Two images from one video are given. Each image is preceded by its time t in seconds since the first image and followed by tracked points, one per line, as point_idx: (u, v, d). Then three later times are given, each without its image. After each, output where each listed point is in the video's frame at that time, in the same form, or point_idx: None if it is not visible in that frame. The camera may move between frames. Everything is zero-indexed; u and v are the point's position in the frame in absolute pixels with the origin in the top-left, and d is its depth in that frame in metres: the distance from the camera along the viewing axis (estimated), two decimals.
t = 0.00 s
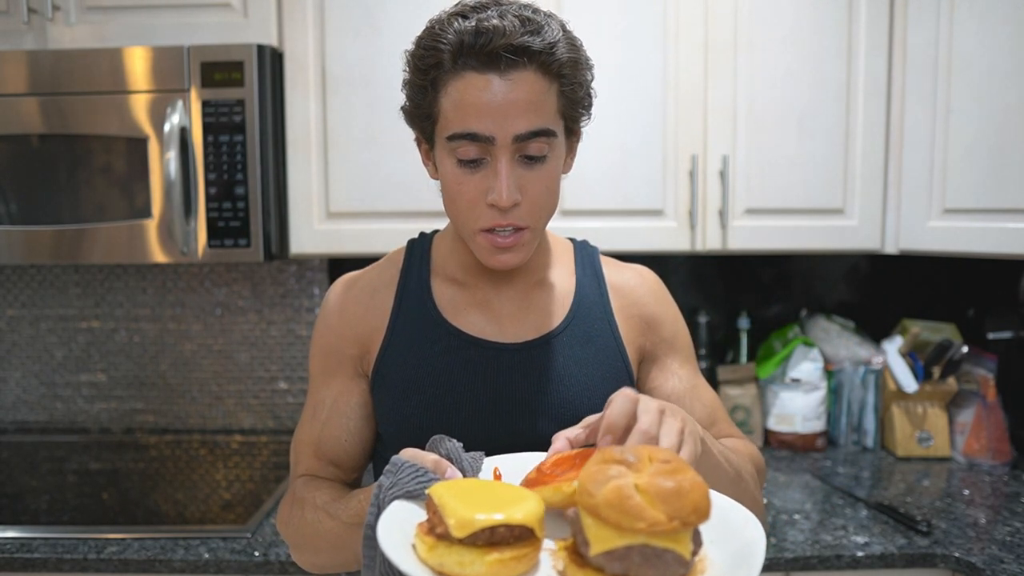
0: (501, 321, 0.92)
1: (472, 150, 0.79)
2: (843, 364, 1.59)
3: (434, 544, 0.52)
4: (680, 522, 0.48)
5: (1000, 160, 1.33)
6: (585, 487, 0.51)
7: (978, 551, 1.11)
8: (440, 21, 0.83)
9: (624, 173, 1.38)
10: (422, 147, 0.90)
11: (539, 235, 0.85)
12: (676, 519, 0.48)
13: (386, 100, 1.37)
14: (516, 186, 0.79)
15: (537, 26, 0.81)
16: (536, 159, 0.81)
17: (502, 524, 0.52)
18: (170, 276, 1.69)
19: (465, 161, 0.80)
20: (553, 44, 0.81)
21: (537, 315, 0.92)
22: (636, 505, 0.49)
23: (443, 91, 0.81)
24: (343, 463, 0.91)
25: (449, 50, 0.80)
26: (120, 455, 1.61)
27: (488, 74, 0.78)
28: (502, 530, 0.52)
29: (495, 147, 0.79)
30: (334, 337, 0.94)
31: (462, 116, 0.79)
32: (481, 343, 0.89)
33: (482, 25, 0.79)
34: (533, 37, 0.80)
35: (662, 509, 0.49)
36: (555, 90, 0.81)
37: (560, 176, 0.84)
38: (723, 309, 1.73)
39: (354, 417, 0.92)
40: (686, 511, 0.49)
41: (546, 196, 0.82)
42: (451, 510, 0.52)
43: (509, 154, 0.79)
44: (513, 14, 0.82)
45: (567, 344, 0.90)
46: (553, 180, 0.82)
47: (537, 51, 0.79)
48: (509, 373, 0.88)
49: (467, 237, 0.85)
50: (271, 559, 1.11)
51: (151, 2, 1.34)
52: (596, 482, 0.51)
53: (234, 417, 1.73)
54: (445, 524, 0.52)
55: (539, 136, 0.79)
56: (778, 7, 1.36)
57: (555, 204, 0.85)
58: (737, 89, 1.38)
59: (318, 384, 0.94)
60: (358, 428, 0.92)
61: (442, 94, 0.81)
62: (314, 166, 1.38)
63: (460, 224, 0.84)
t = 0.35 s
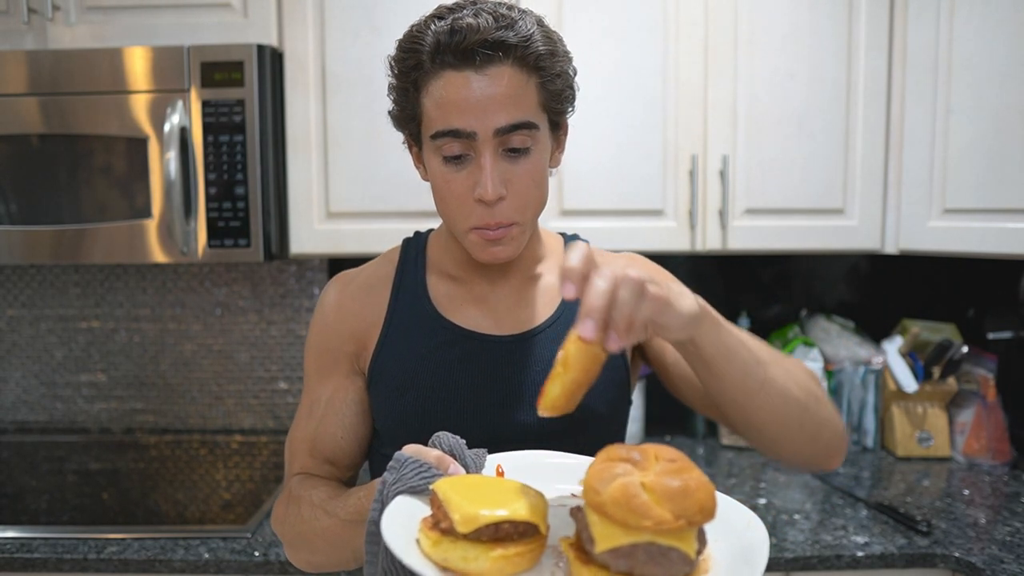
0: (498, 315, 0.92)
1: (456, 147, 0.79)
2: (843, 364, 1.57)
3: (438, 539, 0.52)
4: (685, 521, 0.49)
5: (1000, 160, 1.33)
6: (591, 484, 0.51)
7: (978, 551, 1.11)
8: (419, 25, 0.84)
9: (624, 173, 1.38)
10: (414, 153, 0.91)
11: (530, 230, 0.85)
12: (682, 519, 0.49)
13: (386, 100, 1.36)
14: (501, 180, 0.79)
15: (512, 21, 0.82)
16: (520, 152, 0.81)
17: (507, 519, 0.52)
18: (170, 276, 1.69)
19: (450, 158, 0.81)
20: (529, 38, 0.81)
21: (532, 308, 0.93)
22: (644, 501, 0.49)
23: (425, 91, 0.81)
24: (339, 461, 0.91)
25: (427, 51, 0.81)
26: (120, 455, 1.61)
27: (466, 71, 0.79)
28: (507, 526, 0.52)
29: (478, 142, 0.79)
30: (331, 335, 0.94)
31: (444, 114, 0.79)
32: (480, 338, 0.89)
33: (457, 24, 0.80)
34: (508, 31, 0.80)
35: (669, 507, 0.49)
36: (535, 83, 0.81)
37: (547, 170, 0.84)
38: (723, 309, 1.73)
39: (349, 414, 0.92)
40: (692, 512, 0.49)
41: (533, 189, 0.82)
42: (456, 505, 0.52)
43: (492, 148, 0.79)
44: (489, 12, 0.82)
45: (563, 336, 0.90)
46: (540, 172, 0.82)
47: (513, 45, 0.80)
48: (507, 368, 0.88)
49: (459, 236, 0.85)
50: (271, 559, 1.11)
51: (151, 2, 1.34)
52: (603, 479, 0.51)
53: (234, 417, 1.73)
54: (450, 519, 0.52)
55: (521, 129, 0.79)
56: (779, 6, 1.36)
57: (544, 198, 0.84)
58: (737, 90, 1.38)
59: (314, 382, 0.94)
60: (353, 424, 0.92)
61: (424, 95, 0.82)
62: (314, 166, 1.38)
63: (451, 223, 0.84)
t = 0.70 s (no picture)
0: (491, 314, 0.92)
1: (436, 149, 0.80)
2: (843, 364, 1.58)
3: (444, 523, 0.51)
4: (688, 496, 0.47)
5: (999, 162, 1.34)
6: (594, 464, 0.50)
7: (978, 552, 1.11)
8: (393, 33, 0.84)
9: (624, 174, 1.38)
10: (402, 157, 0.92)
11: (518, 226, 0.85)
12: (683, 495, 0.47)
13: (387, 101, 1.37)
14: (481, 179, 0.79)
15: (482, 21, 0.81)
16: (500, 150, 0.81)
17: (512, 502, 0.52)
18: (170, 275, 1.69)
19: (432, 161, 0.81)
20: (501, 36, 0.80)
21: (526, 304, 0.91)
22: (645, 477, 0.48)
23: (403, 97, 0.82)
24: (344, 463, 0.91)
25: (401, 58, 0.81)
26: (120, 455, 1.61)
27: (438, 74, 0.79)
28: (512, 508, 0.52)
29: (456, 143, 0.79)
30: (332, 338, 0.94)
31: (421, 118, 0.80)
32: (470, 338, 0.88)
33: (427, 29, 0.80)
34: (477, 31, 0.79)
35: (670, 482, 0.48)
36: (510, 80, 0.81)
37: (530, 165, 0.83)
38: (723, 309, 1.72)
39: (354, 416, 0.92)
40: (694, 487, 0.48)
41: (517, 185, 0.82)
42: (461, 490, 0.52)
43: (470, 148, 0.79)
44: (460, 15, 0.82)
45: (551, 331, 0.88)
46: (522, 167, 0.82)
47: (483, 45, 0.79)
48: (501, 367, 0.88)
49: (447, 236, 0.85)
50: (271, 559, 1.11)
51: (151, 2, 1.34)
52: (605, 459, 0.50)
53: (234, 417, 1.73)
54: (456, 503, 0.52)
55: (498, 127, 0.79)
56: (779, 7, 1.36)
57: (529, 194, 0.84)
58: (737, 90, 1.38)
59: (318, 385, 0.94)
60: (357, 427, 0.92)
61: (402, 101, 0.82)
62: (314, 166, 1.38)
63: (438, 224, 0.85)
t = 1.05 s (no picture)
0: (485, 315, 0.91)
1: (423, 154, 0.80)
2: (843, 364, 1.58)
3: (425, 508, 0.50)
4: (663, 477, 0.47)
5: (998, 161, 1.34)
6: (568, 447, 0.50)
7: (978, 552, 1.11)
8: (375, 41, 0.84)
9: (624, 174, 1.38)
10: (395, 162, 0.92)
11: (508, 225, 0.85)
12: (659, 476, 0.47)
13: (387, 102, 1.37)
14: (469, 182, 0.79)
15: (461, 24, 0.80)
16: (486, 152, 0.81)
17: (491, 486, 0.51)
18: (170, 276, 1.69)
19: (420, 165, 0.81)
20: (481, 38, 0.80)
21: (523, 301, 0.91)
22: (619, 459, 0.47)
23: (388, 104, 0.82)
24: (346, 463, 0.91)
25: (383, 65, 0.81)
26: (120, 455, 1.61)
27: (421, 80, 0.79)
28: (491, 493, 0.51)
29: (442, 147, 0.79)
30: (333, 340, 0.94)
31: (406, 125, 0.80)
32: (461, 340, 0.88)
33: (406, 35, 0.79)
34: (457, 34, 0.79)
35: (645, 462, 0.47)
36: (494, 82, 0.81)
37: (518, 164, 0.83)
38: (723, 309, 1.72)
39: (355, 416, 0.92)
40: (669, 467, 0.47)
41: (505, 185, 0.82)
42: (440, 476, 0.52)
43: (456, 151, 0.79)
44: (439, 18, 0.82)
45: (544, 332, 0.88)
46: (509, 168, 0.82)
47: (463, 48, 0.79)
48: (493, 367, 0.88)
49: (440, 239, 0.86)
50: (271, 559, 1.11)
51: (151, 2, 1.34)
52: (580, 441, 0.49)
53: (234, 417, 1.74)
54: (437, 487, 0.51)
55: (483, 128, 0.79)
56: (778, 6, 1.36)
57: (519, 193, 0.84)
58: (736, 90, 1.38)
59: (322, 387, 0.95)
60: (359, 427, 0.92)
61: (388, 108, 0.82)
62: (314, 166, 1.38)
63: (431, 227, 0.85)
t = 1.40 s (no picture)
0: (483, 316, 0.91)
1: (417, 156, 0.80)
2: (843, 364, 1.58)
3: (419, 509, 0.50)
4: (654, 477, 0.47)
5: (999, 162, 1.34)
6: (560, 448, 0.50)
7: (978, 552, 1.11)
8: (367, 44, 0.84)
9: (625, 174, 1.38)
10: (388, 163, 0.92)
11: (503, 226, 0.85)
12: (651, 478, 0.47)
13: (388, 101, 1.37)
14: (462, 183, 0.79)
15: (452, 26, 0.80)
16: (479, 153, 0.80)
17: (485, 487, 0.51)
18: (170, 276, 1.69)
19: (413, 167, 0.81)
20: (473, 40, 0.80)
21: (519, 300, 0.91)
22: (610, 459, 0.48)
23: (381, 107, 0.82)
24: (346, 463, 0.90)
25: (375, 68, 0.81)
26: (120, 455, 1.61)
27: (413, 83, 0.79)
28: (484, 494, 0.51)
29: (435, 148, 0.79)
30: (332, 341, 0.95)
31: (399, 127, 0.80)
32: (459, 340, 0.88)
33: (397, 38, 0.79)
34: (448, 36, 0.79)
35: (636, 464, 0.47)
36: (486, 83, 0.81)
37: (512, 164, 0.83)
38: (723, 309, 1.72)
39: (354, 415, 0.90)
40: (660, 467, 0.47)
41: (498, 186, 0.82)
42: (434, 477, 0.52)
43: (449, 152, 0.79)
44: (430, 21, 0.82)
45: (539, 333, 0.88)
46: (502, 168, 0.82)
47: (454, 50, 0.79)
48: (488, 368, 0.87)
49: (435, 240, 0.86)
50: (271, 559, 1.11)
51: (151, 2, 1.34)
52: (572, 442, 0.50)
53: (234, 417, 1.74)
54: (430, 488, 0.51)
55: (475, 129, 0.79)
56: (778, 6, 1.36)
57: (513, 194, 0.84)
58: (736, 90, 1.38)
59: (321, 389, 0.95)
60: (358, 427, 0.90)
61: (380, 111, 0.82)
62: (314, 166, 1.38)
63: (425, 229, 0.86)
